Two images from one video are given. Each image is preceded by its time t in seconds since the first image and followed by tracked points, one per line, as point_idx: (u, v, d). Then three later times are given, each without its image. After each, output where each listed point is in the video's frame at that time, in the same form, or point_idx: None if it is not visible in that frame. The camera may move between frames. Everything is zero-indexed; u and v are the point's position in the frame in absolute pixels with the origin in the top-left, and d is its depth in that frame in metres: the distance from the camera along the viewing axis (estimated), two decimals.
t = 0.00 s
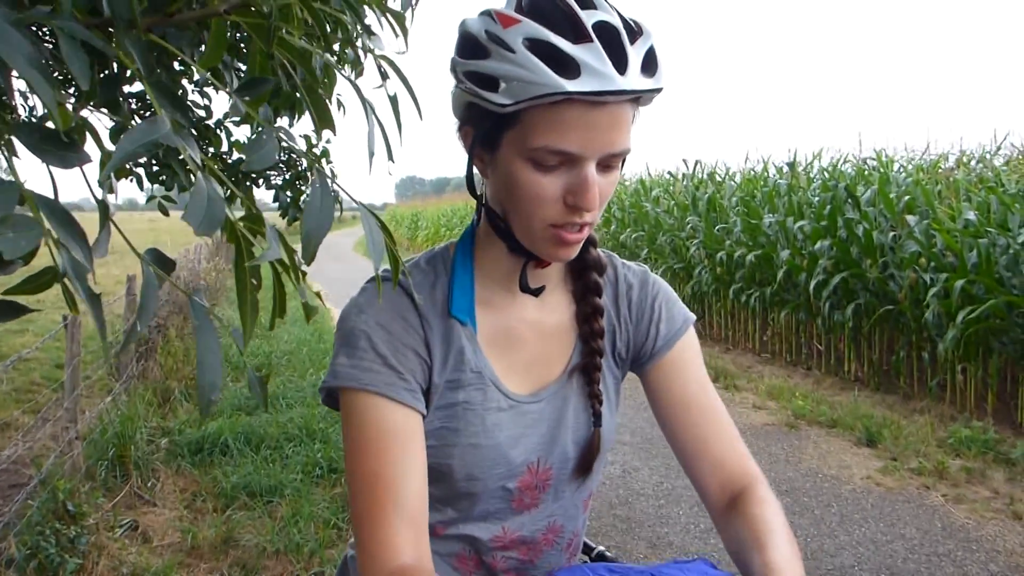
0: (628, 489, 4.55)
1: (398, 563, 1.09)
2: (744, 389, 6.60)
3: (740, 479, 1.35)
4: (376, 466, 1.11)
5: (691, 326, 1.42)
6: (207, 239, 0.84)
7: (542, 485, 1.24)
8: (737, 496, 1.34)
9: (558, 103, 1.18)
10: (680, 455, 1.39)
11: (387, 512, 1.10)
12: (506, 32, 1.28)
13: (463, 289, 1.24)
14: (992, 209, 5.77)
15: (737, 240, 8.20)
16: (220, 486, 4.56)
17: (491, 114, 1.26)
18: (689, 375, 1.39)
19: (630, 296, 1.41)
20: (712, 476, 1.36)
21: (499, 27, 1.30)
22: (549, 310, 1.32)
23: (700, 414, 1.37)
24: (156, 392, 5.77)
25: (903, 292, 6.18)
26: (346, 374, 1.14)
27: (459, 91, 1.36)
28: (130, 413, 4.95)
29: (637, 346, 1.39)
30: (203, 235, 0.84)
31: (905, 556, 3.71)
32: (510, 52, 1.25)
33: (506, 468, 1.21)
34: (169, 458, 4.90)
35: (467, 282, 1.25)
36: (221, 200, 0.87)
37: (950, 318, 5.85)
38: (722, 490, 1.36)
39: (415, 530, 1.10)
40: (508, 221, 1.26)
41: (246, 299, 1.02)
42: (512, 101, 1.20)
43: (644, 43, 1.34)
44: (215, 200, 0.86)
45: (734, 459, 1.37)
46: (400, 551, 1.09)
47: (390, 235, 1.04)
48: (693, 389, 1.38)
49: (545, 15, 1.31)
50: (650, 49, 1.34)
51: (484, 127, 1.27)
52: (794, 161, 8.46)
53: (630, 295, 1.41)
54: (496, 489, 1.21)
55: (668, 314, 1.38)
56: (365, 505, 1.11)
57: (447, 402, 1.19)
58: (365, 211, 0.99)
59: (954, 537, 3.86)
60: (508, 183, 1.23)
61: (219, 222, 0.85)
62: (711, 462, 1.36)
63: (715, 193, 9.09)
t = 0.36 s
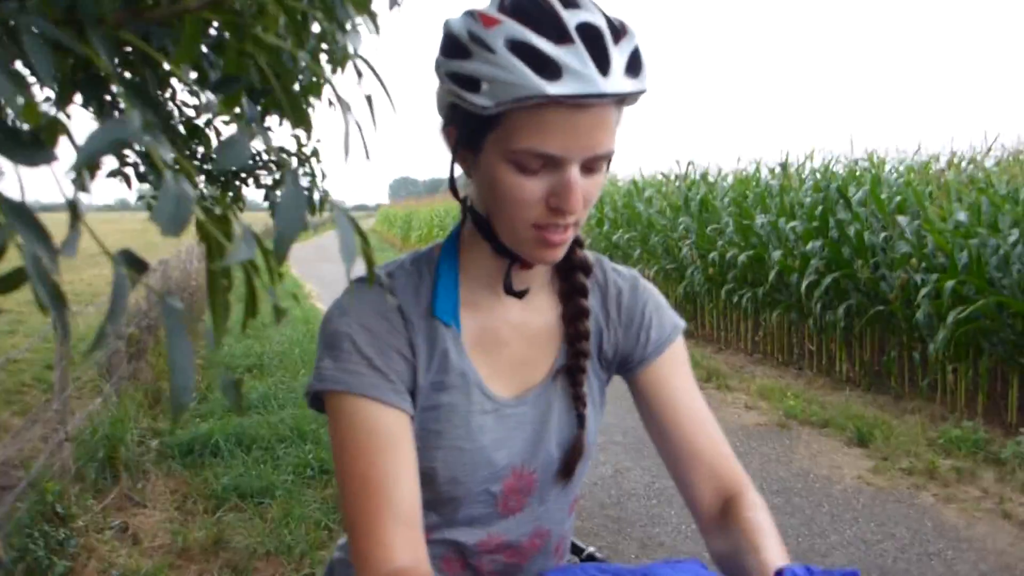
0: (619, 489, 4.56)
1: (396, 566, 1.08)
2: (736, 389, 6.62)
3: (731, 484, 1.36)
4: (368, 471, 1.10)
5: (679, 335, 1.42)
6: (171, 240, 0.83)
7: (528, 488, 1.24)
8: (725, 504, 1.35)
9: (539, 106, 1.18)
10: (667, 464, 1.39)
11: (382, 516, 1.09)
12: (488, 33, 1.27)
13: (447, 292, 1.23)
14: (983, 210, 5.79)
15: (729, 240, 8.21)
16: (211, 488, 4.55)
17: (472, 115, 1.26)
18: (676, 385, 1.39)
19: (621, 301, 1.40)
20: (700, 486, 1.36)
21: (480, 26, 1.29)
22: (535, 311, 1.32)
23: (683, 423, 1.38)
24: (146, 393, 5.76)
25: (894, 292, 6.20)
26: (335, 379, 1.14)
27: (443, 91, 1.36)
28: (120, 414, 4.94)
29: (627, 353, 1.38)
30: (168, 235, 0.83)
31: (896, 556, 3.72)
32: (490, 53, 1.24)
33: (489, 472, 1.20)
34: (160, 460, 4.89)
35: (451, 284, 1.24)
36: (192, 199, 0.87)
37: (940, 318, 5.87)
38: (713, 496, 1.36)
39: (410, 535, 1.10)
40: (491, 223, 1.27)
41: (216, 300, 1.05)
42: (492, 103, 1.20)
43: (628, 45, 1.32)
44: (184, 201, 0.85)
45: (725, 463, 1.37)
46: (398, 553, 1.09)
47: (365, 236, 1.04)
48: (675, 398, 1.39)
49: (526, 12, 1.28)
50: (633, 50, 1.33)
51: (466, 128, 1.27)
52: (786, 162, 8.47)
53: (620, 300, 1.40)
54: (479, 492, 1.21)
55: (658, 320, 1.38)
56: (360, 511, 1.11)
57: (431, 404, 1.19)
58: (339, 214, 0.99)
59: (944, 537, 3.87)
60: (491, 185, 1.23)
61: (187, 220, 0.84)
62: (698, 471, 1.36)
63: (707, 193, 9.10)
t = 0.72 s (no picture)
0: (606, 483, 4.56)
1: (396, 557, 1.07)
2: (723, 383, 6.64)
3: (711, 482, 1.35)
4: (363, 465, 1.09)
5: (665, 333, 1.42)
6: (140, 221, 0.86)
7: (512, 485, 1.24)
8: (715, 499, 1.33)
9: (524, 106, 1.16)
10: (651, 465, 1.38)
11: (378, 509, 1.08)
12: (473, 32, 1.27)
13: (433, 287, 1.22)
14: (967, 204, 5.82)
15: (716, 235, 8.23)
16: (196, 483, 4.53)
17: (457, 115, 1.25)
18: (660, 379, 1.39)
19: (608, 297, 1.39)
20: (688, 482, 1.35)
21: (465, 25, 1.29)
22: (520, 308, 1.31)
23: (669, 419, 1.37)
24: (131, 389, 5.73)
25: (880, 287, 6.22)
26: (323, 374, 1.13)
27: (428, 90, 1.35)
28: (105, 411, 4.91)
29: (612, 351, 1.38)
30: (136, 218, 0.86)
31: (880, 548, 3.74)
32: (476, 54, 1.24)
33: (475, 468, 1.20)
34: (145, 456, 4.86)
35: (437, 281, 1.24)
36: (156, 182, 0.89)
37: (925, 312, 5.90)
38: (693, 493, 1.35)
39: (407, 526, 1.09)
40: (477, 222, 1.25)
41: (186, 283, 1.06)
42: (478, 103, 1.19)
43: (615, 41, 1.33)
44: (149, 181, 0.87)
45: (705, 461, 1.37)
46: (396, 545, 1.07)
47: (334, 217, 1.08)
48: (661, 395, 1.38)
49: (512, 12, 1.29)
50: (620, 47, 1.33)
51: (452, 127, 1.25)
52: (772, 157, 8.48)
53: (607, 297, 1.40)
54: (464, 489, 1.21)
55: (645, 319, 1.39)
56: (356, 507, 1.09)
57: (417, 400, 1.18)
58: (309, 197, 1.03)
59: (928, 529, 3.90)
60: (476, 185, 1.22)
61: (152, 204, 0.86)
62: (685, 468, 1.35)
63: (694, 188, 9.11)
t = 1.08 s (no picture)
0: (581, 411, 4.63)
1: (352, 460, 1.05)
2: (698, 315, 6.71)
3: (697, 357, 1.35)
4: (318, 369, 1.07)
5: (641, 233, 1.43)
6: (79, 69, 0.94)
7: (483, 393, 1.25)
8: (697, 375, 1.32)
9: (502, 7, 1.11)
10: (645, 354, 1.40)
11: (337, 412, 1.06)
12: None
13: (403, 193, 1.21)
14: (943, 137, 5.83)
15: (693, 169, 8.21)
16: (173, 413, 4.55)
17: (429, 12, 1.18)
18: (636, 273, 1.40)
19: (580, 202, 1.38)
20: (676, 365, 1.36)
21: None
22: (493, 217, 1.30)
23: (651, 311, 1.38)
24: (106, 323, 5.70)
25: (855, 221, 6.25)
26: (289, 276, 1.11)
27: None
28: (79, 343, 4.89)
29: (586, 254, 1.38)
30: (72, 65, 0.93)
31: (847, 470, 3.84)
32: None
33: (445, 375, 1.21)
34: (121, 388, 4.86)
35: (407, 187, 1.22)
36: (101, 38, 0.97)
37: (898, 245, 5.95)
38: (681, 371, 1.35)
39: (364, 430, 1.07)
40: (450, 127, 1.21)
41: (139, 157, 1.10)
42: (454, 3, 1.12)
43: None
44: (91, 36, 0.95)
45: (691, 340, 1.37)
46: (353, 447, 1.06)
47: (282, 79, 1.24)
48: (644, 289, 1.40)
49: None
50: None
51: (422, 26, 1.19)
52: (752, 91, 8.42)
53: (579, 201, 1.38)
54: (435, 396, 1.21)
55: (616, 220, 1.38)
56: (312, 411, 1.07)
57: (387, 308, 1.18)
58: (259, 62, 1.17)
59: (895, 452, 3.99)
60: (449, 89, 1.17)
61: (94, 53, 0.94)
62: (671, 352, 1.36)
63: (673, 122, 9.05)
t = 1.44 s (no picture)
0: (544, 319, 4.67)
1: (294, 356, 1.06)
2: (659, 225, 6.74)
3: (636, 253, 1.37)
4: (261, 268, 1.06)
5: (587, 115, 1.41)
6: None
7: (436, 273, 1.25)
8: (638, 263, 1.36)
9: None
10: (581, 243, 1.40)
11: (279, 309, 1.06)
12: None
13: (344, 71, 1.18)
14: (903, 40, 5.81)
15: (654, 78, 8.13)
16: (133, 330, 4.51)
17: None
18: (582, 159, 1.39)
19: (527, 81, 1.36)
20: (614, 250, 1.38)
21: None
22: (439, 94, 1.27)
23: (597, 189, 1.39)
24: (60, 242, 5.59)
25: (814, 127, 6.25)
26: (227, 172, 1.10)
27: None
28: (33, 262, 4.80)
29: (533, 136, 1.36)
30: None
31: (803, 369, 3.94)
32: None
33: (399, 257, 1.20)
34: (79, 306, 4.80)
35: (349, 65, 1.19)
36: None
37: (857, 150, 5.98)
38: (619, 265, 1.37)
39: (309, 325, 1.07)
40: None
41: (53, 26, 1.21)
42: None
43: None
44: None
45: (631, 233, 1.38)
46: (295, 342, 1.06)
47: None
48: (589, 168, 1.39)
49: None
50: None
51: None
52: None
53: (526, 81, 1.36)
54: (390, 279, 1.21)
55: (563, 100, 1.36)
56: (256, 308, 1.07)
57: (335, 193, 1.16)
58: None
59: (849, 352, 4.10)
60: None
61: None
62: (613, 237, 1.37)
63: (634, 30, 8.92)
